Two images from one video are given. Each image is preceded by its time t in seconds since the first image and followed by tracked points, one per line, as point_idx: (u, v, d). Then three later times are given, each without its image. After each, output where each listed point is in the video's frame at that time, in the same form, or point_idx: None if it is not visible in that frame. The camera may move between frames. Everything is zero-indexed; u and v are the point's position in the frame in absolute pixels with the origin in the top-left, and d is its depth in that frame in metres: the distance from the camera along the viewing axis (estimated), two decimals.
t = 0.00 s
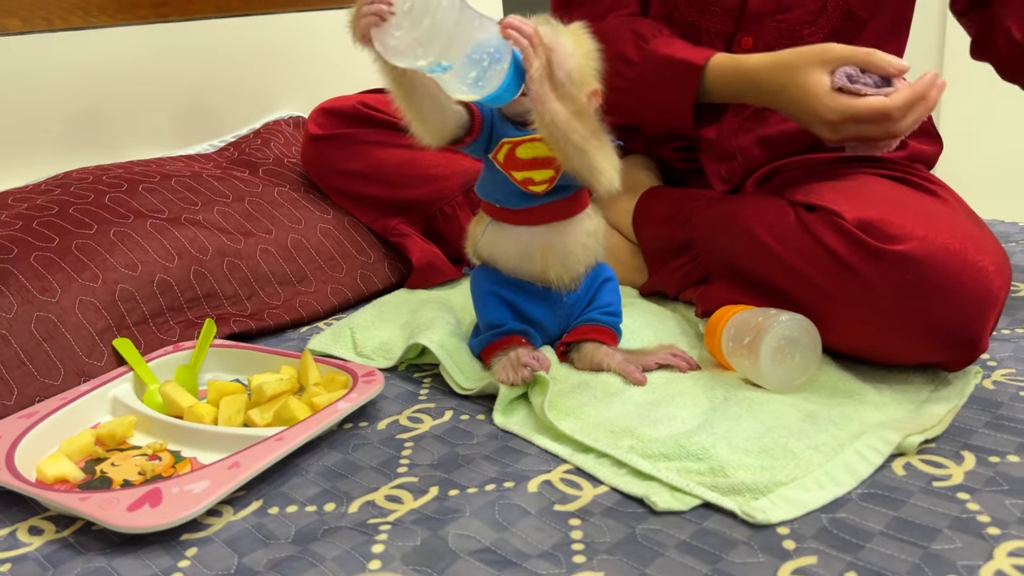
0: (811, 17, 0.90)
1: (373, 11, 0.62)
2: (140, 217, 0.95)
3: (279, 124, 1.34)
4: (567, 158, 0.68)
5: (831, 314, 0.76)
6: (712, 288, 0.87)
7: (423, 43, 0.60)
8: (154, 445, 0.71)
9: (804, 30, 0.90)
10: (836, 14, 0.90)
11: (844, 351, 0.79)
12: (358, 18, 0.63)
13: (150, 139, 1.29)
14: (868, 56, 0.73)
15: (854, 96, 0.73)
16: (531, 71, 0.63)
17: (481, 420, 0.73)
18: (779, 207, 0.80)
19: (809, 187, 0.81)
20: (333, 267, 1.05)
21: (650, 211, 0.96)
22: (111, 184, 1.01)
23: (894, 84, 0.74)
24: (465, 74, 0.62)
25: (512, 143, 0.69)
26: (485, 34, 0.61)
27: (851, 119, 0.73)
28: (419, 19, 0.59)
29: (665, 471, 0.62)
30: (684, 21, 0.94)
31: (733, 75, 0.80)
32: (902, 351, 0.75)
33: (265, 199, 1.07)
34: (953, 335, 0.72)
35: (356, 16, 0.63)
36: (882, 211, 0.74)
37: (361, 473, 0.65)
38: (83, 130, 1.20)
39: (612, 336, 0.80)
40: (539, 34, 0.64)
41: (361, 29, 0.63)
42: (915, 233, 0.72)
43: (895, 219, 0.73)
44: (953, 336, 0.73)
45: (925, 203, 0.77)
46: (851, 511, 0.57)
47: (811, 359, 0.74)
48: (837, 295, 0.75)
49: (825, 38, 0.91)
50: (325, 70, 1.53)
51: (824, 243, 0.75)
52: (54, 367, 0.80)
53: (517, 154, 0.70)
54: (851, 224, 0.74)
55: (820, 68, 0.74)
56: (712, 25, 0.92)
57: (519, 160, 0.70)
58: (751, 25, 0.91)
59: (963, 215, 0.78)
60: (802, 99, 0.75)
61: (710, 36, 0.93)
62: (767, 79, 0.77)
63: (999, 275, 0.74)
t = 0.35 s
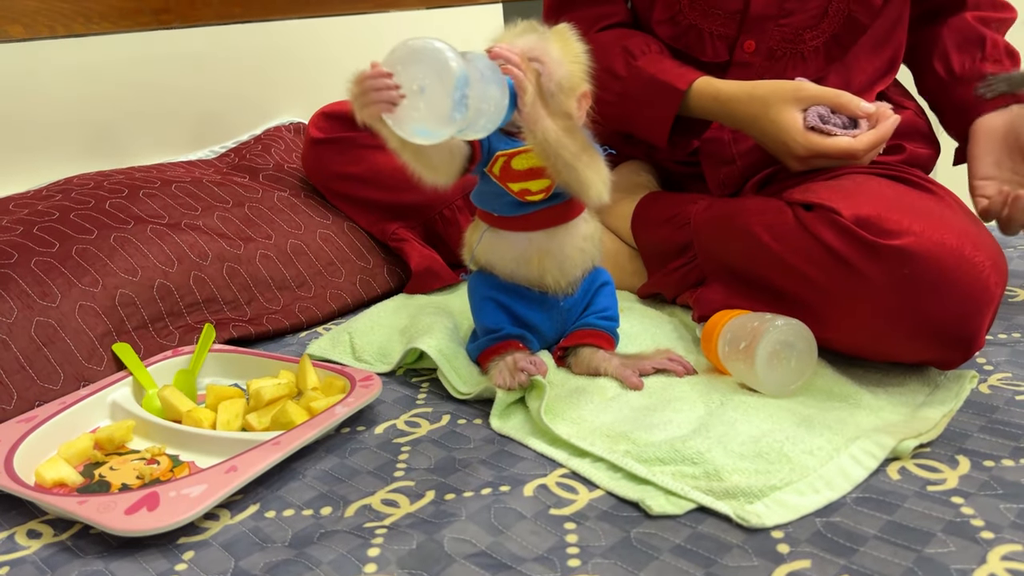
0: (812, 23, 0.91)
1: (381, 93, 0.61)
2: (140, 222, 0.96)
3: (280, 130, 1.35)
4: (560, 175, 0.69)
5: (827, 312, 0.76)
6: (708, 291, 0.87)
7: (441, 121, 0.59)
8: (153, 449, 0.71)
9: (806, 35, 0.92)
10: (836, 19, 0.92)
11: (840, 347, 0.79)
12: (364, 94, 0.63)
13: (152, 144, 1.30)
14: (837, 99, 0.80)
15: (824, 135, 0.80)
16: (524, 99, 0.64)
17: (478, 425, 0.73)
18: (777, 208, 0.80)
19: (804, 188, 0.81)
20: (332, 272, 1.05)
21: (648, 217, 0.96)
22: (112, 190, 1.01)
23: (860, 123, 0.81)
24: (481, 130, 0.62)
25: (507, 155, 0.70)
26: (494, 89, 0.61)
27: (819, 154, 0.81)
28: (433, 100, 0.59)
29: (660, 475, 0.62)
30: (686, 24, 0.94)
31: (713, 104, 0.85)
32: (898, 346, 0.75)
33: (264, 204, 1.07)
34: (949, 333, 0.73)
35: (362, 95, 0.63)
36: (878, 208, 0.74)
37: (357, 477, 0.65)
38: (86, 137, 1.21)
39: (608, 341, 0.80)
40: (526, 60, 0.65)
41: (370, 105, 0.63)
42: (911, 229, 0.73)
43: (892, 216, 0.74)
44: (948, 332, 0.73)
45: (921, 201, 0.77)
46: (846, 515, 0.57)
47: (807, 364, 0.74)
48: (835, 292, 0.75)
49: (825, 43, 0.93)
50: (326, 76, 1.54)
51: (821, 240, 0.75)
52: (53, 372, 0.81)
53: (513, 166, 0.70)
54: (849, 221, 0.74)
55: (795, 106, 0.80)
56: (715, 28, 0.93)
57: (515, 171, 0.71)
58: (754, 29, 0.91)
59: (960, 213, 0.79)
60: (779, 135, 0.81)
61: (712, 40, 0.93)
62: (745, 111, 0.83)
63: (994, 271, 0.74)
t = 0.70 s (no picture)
0: (815, 29, 0.92)
1: (395, 126, 0.63)
2: (138, 231, 0.96)
3: (279, 139, 1.35)
4: (552, 191, 0.70)
5: (829, 314, 0.76)
6: (705, 298, 0.87)
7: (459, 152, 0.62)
8: (150, 458, 0.71)
9: (808, 42, 0.92)
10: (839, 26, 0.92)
11: (841, 350, 0.79)
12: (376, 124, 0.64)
13: (151, 153, 1.30)
14: (839, 103, 0.81)
15: (827, 138, 0.81)
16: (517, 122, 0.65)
17: (475, 434, 0.73)
18: (777, 212, 0.80)
19: (806, 194, 0.81)
20: (330, 280, 1.05)
21: (645, 224, 0.97)
22: (111, 199, 1.02)
23: (861, 127, 0.82)
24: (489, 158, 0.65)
25: (498, 172, 0.71)
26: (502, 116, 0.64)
27: (823, 157, 0.81)
28: (451, 131, 0.61)
29: (656, 483, 0.62)
30: (690, 32, 0.94)
31: (713, 111, 0.86)
32: (898, 348, 0.75)
33: (263, 213, 1.08)
34: (948, 334, 0.74)
35: (374, 125, 0.64)
36: (878, 212, 0.75)
37: (354, 486, 0.66)
38: (84, 146, 1.21)
39: (605, 349, 0.80)
40: (515, 81, 0.65)
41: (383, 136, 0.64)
42: (911, 232, 0.73)
43: (892, 219, 0.74)
44: (946, 334, 0.73)
45: (920, 205, 0.77)
46: (840, 524, 0.58)
47: (803, 373, 0.74)
48: (835, 296, 0.75)
49: (828, 50, 0.93)
50: (325, 84, 1.55)
51: (821, 243, 0.75)
52: (51, 381, 0.81)
53: (504, 182, 0.71)
54: (848, 224, 0.74)
55: (796, 111, 0.81)
56: (719, 35, 0.93)
57: (507, 187, 0.72)
58: (756, 36, 0.92)
59: (958, 216, 0.79)
60: (782, 139, 0.82)
61: (717, 48, 0.93)
62: (746, 118, 0.84)
63: (992, 274, 0.74)
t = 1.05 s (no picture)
0: (805, 40, 0.92)
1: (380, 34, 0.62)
2: (132, 242, 0.97)
3: (273, 149, 1.35)
4: (543, 191, 0.69)
5: (821, 318, 0.77)
6: (697, 307, 0.87)
7: (416, 83, 0.60)
8: (143, 468, 0.71)
9: (798, 53, 0.92)
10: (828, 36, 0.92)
11: (833, 353, 0.79)
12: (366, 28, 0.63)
13: (144, 163, 1.30)
14: (824, 113, 0.82)
15: (813, 148, 0.82)
16: (507, 111, 0.64)
17: (468, 443, 0.74)
18: (770, 218, 0.81)
19: (797, 200, 0.82)
20: (323, 289, 1.06)
21: (637, 233, 0.97)
22: (105, 209, 1.02)
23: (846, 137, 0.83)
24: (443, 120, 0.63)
25: (490, 171, 0.71)
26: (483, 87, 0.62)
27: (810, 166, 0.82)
28: (424, 57, 0.59)
29: (647, 492, 0.63)
30: (682, 45, 0.95)
31: (702, 123, 0.87)
32: (891, 351, 0.76)
33: (257, 223, 1.08)
34: (941, 337, 0.74)
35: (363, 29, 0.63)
36: (871, 215, 0.75)
37: (347, 496, 0.66)
38: (77, 156, 1.21)
39: (597, 358, 0.81)
40: (519, 72, 0.65)
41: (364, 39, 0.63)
42: (903, 235, 0.73)
43: (885, 223, 0.74)
44: (938, 338, 0.74)
45: (911, 209, 0.78)
46: (829, 532, 0.58)
47: (793, 382, 0.75)
48: (829, 300, 0.76)
49: (819, 60, 0.93)
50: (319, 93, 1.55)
51: (814, 246, 0.76)
52: (45, 392, 0.81)
53: (495, 182, 0.71)
54: (842, 227, 0.75)
55: (783, 121, 0.82)
56: (709, 48, 0.94)
57: (497, 189, 0.72)
58: (747, 49, 0.92)
59: (948, 220, 0.79)
60: (769, 149, 0.83)
61: (708, 60, 0.94)
62: (735, 129, 0.85)
63: (982, 277, 0.75)
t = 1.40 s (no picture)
0: (779, 50, 0.93)
1: None
2: (119, 252, 0.97)
3: (262, 159, 1.36)
4: (537, 147, 0.70)
5: (800, 331, 0.78)
6: (683, 316, 0.88)
7: (433, 8, 0.61)
8: (130, 478, 0.71)
9: (774, 62, 0.93)
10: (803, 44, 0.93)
11: (812, 365, 0.80)
12: None
13: (132, 173, 1.30)
14: (774, 129, 0.83)
15: (763, 164, 0.84)
16: (512, 55, 0.65)
17: (455, 451, 0.74)
18: (750, 231, 0.81)
19: (777, 213, 0.83)
20: (311, 299, 1.06)
21: (623, 242, 0.98)
22: (92, 219, 1.02)
23: (800, 150, 0.84)
24: (447, 54, 0.63)
25: (478, 159, 0.71)
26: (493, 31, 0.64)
27: (763, 182, 0.84)
28: None
29: (632, 500, 0.63)
30: (662, 58, 0.96)
31: (670, 140, 0.91)
32: (869, 364, 0.77)
33: (245, 232, 1.08)
34: (918, 349, 0.75)
35: None
36: (847, 230, 0.76)
37: (333, 506, 0.66)
38: (66, 166, 1.21)
39: (584, 367, 0.81)
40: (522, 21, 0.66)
41: None
42: (878, 249, 0.74)
43: (860, 237, 0.75)
44: (915, 349, 0.75)
45: (887, 223, 0.79)
46: (813, 539, 0.59)
47: (777, 391, 0.75)
48: (807, 313, 0.76)
49: (796, 69, 0.94)
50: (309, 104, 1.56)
51: (791, 260, 0.77)
52: (31, 402, 0.81)
53: (484, 170, 0.72)
54: (818, 241, 0.76)
55: (736, 138, 0.85)
56: (687, 60, 0.95)
57: (487, 176, 0.72)
58: (725, 60, 0.93)
59: (926, 233, 0.80)
60: (725, 164, 0.85)
61: (687, 71, 0.95)
62: (694, 144, 0.88)
63: (959, 291, 0.76)
